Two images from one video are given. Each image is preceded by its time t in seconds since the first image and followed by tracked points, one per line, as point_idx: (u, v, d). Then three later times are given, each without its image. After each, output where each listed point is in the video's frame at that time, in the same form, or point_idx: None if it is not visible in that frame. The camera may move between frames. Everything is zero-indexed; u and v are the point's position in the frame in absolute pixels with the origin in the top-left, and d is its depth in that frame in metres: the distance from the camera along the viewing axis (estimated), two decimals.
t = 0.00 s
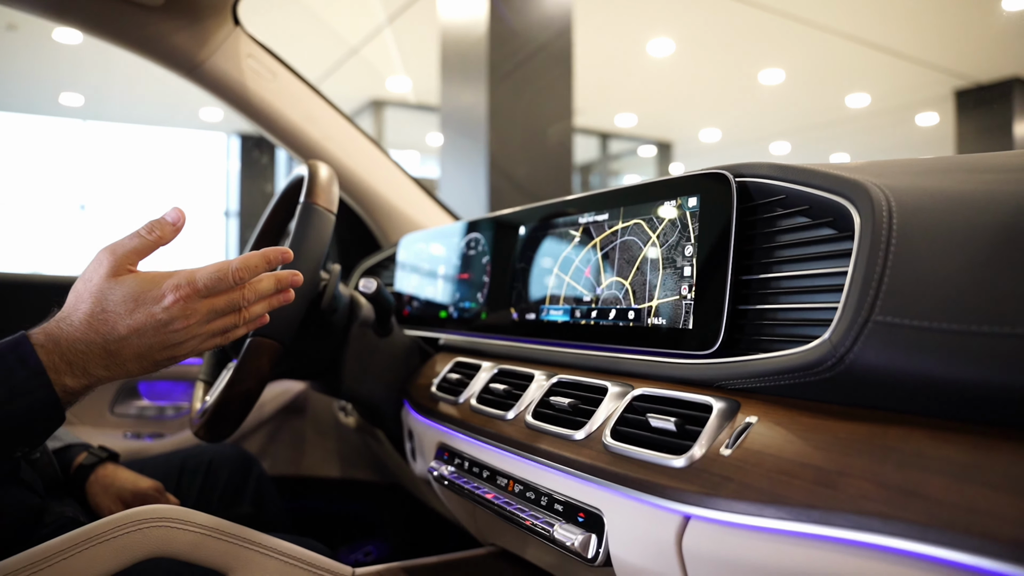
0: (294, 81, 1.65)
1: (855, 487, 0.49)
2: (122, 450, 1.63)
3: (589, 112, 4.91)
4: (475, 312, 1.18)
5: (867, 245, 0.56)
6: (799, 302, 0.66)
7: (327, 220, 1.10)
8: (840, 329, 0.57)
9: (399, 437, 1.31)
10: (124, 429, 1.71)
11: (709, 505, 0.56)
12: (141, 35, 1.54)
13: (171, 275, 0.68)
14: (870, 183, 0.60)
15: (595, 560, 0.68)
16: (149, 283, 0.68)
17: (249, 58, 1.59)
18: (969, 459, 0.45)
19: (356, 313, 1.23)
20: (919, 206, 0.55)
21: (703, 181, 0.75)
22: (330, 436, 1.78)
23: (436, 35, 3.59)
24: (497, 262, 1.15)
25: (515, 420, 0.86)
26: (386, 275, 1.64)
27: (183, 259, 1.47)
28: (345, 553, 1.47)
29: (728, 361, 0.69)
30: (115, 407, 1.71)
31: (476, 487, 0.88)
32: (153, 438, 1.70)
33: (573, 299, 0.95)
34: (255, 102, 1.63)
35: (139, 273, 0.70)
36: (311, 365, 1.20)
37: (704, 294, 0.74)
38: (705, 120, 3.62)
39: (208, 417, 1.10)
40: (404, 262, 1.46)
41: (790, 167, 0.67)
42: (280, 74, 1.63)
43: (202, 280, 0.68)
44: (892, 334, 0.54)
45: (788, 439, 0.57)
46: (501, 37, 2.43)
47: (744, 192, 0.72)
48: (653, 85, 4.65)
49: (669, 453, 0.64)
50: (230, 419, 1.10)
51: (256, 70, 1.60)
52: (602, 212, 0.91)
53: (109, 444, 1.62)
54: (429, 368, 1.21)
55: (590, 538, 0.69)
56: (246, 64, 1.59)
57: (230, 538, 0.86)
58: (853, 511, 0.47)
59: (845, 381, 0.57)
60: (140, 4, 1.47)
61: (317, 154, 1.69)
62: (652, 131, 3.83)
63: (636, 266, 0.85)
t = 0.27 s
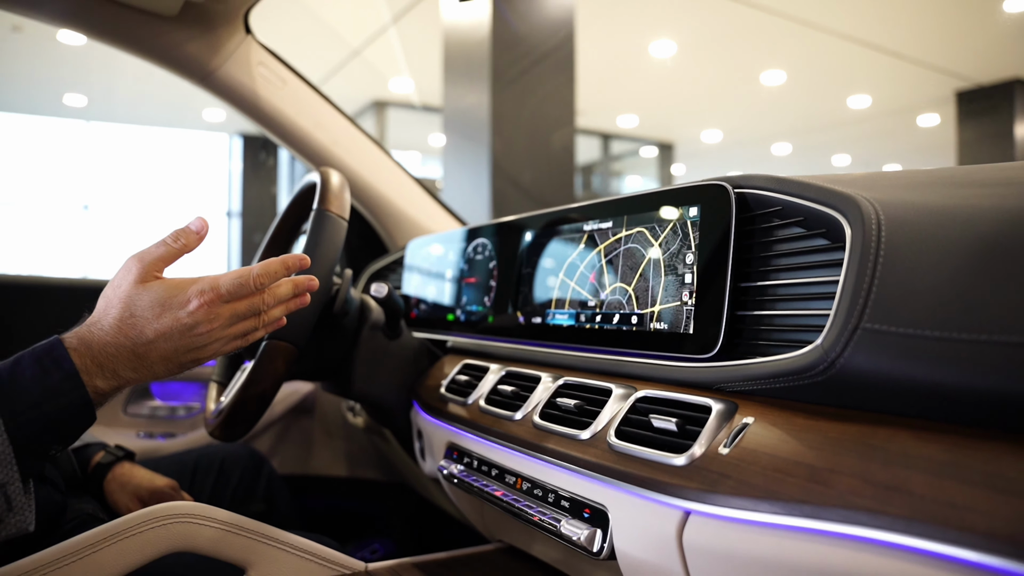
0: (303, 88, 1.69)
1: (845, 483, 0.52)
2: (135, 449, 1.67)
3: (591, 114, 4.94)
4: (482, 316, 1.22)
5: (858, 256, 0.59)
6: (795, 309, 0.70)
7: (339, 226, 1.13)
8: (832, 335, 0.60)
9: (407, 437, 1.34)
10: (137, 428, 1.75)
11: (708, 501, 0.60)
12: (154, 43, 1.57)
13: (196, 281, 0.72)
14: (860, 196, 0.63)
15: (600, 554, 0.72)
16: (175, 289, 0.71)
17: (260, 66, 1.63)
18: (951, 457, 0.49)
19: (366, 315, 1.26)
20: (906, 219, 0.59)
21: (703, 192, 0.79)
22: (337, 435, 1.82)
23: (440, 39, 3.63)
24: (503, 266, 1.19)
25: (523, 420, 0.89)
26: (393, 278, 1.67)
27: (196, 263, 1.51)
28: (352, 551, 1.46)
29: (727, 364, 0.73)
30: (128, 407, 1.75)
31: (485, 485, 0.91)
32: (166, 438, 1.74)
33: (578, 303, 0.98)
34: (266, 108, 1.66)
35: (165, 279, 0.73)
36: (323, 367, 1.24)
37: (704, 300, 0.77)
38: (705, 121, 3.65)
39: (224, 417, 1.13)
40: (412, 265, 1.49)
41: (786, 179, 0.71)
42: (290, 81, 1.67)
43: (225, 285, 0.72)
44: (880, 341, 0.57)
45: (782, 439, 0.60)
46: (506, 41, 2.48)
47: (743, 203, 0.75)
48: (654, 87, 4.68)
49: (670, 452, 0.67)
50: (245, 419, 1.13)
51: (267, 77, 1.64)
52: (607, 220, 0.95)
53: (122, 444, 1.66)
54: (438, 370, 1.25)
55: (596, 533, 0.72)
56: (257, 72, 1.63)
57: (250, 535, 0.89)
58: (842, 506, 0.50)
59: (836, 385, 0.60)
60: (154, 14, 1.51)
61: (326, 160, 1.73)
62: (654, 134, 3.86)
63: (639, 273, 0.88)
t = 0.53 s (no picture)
0: (308, 100, 1.71)
1: (837, 500, 0.55)
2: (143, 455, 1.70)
3: (590, 117, 4.98)
4: (485, 326, 1.24)
5: (851, 279, 0.62)
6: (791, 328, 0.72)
7: (346, 240, 1.16)
8: (825, 355, 0.63)
9: (412, 444, 1.37)
10: (145, 434, 1.77)
11: (706, 514, 0.62)
12: (162, 56, 1.60)
13: (212, 300, 0.74)
14: (853, 220, 0.66)
15: (603, 563, 0.74)
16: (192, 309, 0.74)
17: (266, 78, 1.66)
18: (936, 475, 0.51)
19: (372, 326, 1.29)
20: (896, 244, 0.61)
21: (702, 212, 0.82)
22: (342, 441, 1.84)
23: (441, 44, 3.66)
24: (506, 278, 1.21)
25: (527, 432, 0.92)
26: (396, 287, 1.70)
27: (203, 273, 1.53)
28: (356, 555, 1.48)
29: (725, 380, 0.75)
30: (135, 414, 1.77)
31: (490, 494, 0.94)
32: (173, 444, 1.77)
33: (580, 316, 1.01)
34: (271, 120, 1.69)
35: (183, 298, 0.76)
36: (329, 376, 1.27)
37: (703, 317, 0.80)
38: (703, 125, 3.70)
39: (234, 427, 1.16)
40: (418, 273, 1.52)
41: (783, 202, 0.73)
42: (296, 93, 1.69)
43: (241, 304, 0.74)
44: (870, 362, 0.60)
45: (777, 455, 0.63)
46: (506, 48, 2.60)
47: (741, 223, 0.78)
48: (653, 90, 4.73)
49: (670, 466, 0.70)
50: (254, 428, 1.16)
51: (272, 89, 1.67)
52: (608, 236, 0.98)
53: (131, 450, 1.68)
54: (442, 379, 1.27)
55: (598, 543, 0.75)
56: (263, 84, 1.66)
57: (261, 542, 0.92)
58: (834, 521, 0.53)
59: (829, 402, 0.63)
60: (163, 28, 1.54)
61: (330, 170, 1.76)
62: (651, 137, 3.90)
63: (639, 288, 0.90)
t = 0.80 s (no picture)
0: (316, 98, 1.73)
1: (836, 483, 0.56)
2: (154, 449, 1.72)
3: (594, 115, 4.99)
4: (491, 321, 1.26)
5: (850, 270, 0.64)
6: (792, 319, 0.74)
7: (355, 236, 1.18)
8: (826, 344, 0.64)
9: (419, 438, 1.39)
10: (155, 429, 1.80)
11: (710, 498, 0.64)
12: (172, 55, 1.62)
13: (242, 309, 0.81)
14: (852, 213, 0.67)
15: (609, 548, 0.76)
16: (222, 310, 0.80)
17: (274, 77, 1.68)
18: (933, 458, 0.53)
19: (380, 321, 1.31)
20: (895, 236, 0.63)
21: (706, 206, 0.83)
22: (349, 436, 1.86)
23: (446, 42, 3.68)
24: (512, 273, 1.23)
25: (534, 422, 0.94)
26: (403, 283, 1.72)
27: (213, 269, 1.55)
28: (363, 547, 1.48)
29: (728, 370, 0.77)
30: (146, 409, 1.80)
31: (498, 484, 0.95)
32: (183, 438, 1.79)
33: (586, 309, 1.02)
34: (280, 118, 1.71)
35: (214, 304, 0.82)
36: (338, 370, 1.29)
37: (707, 308, 0.81)
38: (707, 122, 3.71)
39: (245, 419, 1.18)
40: (424, 269, 1.53)
41: (785, 196, 0.75)
42: (304, 91, 1.71)
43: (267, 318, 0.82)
44: (869, 350, 0.61)
45: (779, 441, 0.65)
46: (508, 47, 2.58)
47: (744, 217, 0.80)
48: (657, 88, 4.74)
49: (675, 453, 0.72)
50: (265, 421, 1.18)
51: (281, 88, 1.69)
52: (613, 231, 0.99)
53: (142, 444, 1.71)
54: (449, 373, 1.29)
55: (604, 529, 0.76)
56: (271, 83, 1.68)
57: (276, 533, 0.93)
58: (834, 503, 0.55)
59: (829, 391, 0.64)
60: (173, 28, 1.56)
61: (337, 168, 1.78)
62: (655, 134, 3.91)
63: (644, 281, 0.92)
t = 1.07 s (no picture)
0: (323, 104, 1.76)
1: (830, 487, 0.58)
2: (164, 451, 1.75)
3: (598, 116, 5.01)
4: (496, 325, 1.28)
5: (844, 281, 0.66)
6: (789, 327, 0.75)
7: (362, 242, 1.20)
8: (821, 353, 0.66)
9: (425, 440, 1.41)
10: (164, 431, 1.82)
11: (709, 502, 0.66)
12: (182, 63, 1.64)
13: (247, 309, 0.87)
14: (847, 225, 0.69)
15: (610, 550, 0.78)
16: (229, 308, 0.85)
17: (281, 84, 1.70)
18: (923, 464, 0.55)
19: (386, 325, 1.33)
20: (888, 248, 0.65)
21: (706, 215, 0.85)
22: (355, 438, 1.89)
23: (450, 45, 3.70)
24: (517, 278, 1.25)
25: (538, 426, 0.96)
26: (409, 287, 1.74)
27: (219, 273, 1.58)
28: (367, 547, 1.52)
29: (727, 377, 0.79)
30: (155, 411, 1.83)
31: (502, 487, 0.98)
32: (192, 440, 1.82)
33: (589, 315, 1.04)
34: (288, 124, 1.73)
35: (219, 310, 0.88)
36: (345, 373, 1.31)
37: (708, 316, 0.83)
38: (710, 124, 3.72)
39: (254, 423, 1.21)
40: (430, 273, 1.56)
41: (783, 207, 0.77)
42: (310, 98, 1.74)
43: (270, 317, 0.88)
44: (863, 359, 0.63)
45: (776, 446, 0.67)
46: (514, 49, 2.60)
47: (743, 226, 0.81)
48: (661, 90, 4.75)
49: (674, 457, 0.74)
50: (275, 424, 1.20)
51: (288, 94, 1.71)
52: (616, 238, 1.01)
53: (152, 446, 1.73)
54: (455, 377, 1.31)
55: (606, 532, 0.79)
56: (279, 89, 1.70)
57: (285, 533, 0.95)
58: (829, 508, 0.57)
59: (824, 398, 0.66)
60: (182, 36, 1.58)
61: (344, 173, 1.80)
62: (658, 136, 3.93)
63: (646, 288, 0.94)
